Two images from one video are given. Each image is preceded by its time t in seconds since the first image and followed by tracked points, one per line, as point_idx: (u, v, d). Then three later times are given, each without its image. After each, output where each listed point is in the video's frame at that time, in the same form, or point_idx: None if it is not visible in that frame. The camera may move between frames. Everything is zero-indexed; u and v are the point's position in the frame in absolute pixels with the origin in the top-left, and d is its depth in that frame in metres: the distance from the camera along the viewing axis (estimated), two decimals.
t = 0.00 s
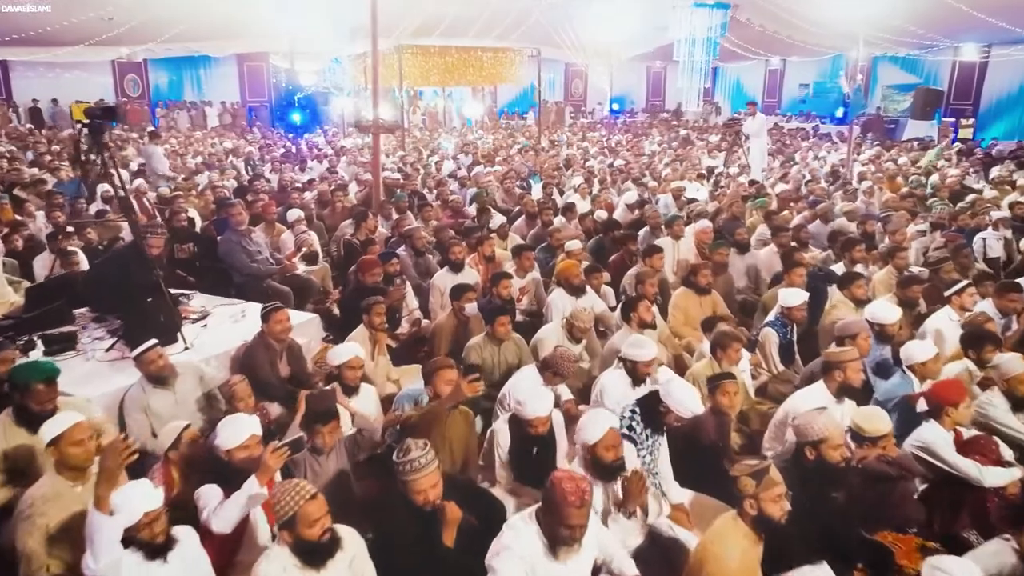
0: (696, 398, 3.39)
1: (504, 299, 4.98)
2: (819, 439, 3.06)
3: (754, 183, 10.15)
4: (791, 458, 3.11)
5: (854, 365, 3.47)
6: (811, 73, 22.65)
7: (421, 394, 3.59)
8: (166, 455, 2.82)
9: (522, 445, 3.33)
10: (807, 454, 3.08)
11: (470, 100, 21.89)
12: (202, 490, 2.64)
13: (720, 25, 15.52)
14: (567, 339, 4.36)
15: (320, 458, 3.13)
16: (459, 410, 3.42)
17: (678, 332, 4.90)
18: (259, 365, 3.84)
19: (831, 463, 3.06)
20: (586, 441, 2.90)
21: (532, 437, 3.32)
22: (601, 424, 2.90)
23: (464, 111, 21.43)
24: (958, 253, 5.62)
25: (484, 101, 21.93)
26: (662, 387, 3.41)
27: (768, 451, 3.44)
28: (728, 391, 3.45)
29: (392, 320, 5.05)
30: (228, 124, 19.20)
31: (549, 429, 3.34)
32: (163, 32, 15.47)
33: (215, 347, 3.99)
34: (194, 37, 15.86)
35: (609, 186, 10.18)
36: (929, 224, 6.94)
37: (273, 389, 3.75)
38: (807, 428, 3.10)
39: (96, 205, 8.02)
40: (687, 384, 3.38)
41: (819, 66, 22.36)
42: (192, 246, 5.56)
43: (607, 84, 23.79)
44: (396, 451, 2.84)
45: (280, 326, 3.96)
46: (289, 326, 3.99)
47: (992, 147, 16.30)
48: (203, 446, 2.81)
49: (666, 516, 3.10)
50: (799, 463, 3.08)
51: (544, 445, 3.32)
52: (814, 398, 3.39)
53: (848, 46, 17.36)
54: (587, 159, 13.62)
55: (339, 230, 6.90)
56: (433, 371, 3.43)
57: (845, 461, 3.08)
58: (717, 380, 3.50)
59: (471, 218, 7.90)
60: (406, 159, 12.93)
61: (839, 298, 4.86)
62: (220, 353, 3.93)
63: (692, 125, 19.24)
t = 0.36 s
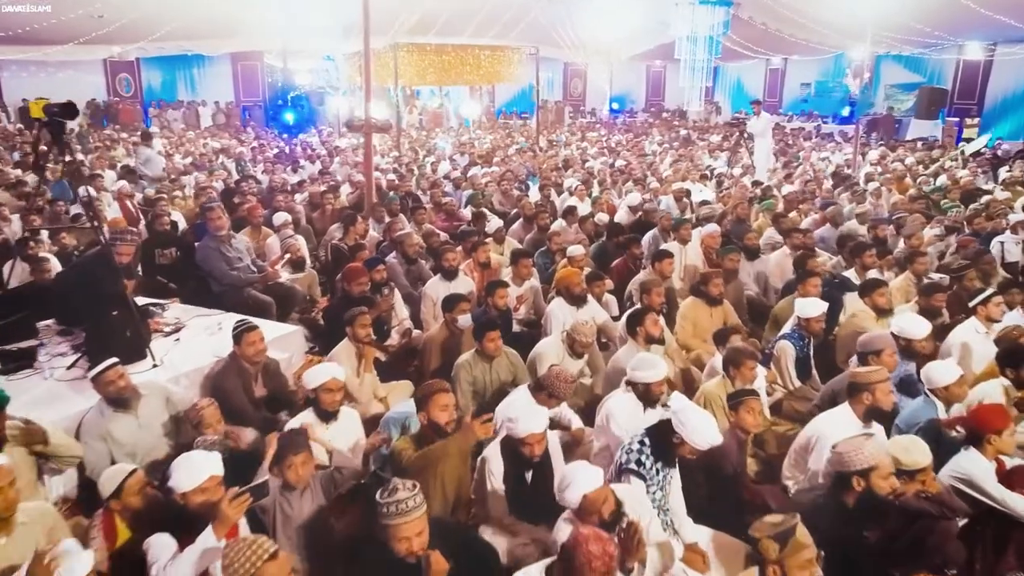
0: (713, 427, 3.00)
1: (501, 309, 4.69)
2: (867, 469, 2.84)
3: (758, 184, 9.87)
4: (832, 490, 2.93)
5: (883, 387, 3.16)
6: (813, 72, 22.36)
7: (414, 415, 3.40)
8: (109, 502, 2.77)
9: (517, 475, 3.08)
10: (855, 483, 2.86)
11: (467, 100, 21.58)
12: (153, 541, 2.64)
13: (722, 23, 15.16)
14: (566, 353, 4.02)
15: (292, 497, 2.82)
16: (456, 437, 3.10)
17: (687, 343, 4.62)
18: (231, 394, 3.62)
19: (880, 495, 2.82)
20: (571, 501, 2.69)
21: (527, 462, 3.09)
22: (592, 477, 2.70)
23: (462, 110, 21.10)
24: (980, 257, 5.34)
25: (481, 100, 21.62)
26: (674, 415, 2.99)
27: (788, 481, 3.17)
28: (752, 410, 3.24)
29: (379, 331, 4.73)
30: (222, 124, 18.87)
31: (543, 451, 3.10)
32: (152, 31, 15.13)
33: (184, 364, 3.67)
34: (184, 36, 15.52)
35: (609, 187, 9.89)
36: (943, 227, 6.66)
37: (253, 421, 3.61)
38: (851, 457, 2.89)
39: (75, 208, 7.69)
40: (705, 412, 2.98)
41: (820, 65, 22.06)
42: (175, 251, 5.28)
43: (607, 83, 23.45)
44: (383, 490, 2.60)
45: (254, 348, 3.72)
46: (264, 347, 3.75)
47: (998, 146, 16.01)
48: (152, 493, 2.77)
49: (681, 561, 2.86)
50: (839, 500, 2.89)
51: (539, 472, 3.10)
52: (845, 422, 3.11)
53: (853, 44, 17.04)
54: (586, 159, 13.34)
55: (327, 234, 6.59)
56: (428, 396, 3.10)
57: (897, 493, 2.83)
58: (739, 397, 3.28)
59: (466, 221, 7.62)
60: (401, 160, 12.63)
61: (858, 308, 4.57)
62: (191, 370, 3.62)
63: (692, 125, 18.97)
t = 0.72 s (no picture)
0: (711, 473, 2.61)
1: (483, 321, 4.38)
2: (907, 503, 2.44)
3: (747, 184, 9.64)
4: (864, 529, 2.55)
5: (894, 414, 2.86)
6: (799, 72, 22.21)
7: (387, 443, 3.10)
8: (37, 548, 2.46)
9: (495, 506, 2.77)
10: (893, 521, 2.46)
11: (451, 99, 21.23)
12: None
13: (709, 20, 14.93)
14: (553, 371, 3.74)
15: (243, 552, 2.54)
16: (429, 480, 2.73)
17: (682, 356, 4.43)
18: (187, 422, 3.25)
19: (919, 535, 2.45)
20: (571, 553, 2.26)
21: (505, 487, 2.77)
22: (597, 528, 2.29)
23: (445, 111, 20.73)
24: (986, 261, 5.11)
25: (465, 99, 21.28)
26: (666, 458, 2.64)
27: (795, 514, 2.98)
28: (757, 440, 2.88)
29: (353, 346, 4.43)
30: (200, 125, 18.42)
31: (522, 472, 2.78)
32: (124, 29, 14.66)
33: (133, 387, 3.35)
34: (158, 34, 15.06)
35: (596, 189, 9.63)
36: (941, 229, 6.44)
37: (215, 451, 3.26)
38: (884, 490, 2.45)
39: (35, 213, 7.31)
40: (698, 454, 2.60)
41: (805, 65, 21.90)
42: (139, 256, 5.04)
43: (592, 82, 23.19)
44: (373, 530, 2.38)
45: (213, 372, 3.33)
46: (223, 371, 3.36)
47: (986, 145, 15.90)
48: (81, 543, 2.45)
49: None
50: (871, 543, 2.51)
51: (519, 499, 2.80)
52: (850, 448, 2.86)
53: (840, 42, 16.88)
54: (572, 159, 13.09)
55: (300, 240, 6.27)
56: (402, 429, 2.69)
57: (933, 532, 2.46)
58: (743, 425, 2.92)
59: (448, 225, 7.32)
60: (382, 161, 12.30)
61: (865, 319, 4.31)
62: (142, 394, 3.31)
63: (679, 124, 18.76)
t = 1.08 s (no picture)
0: (707, 529, 2.26)
1: (461, 333, 4.09)
2: (939, 561, 2.09)
3: (732, 184, 9.42)
4: None
5: (903, 450, 2.53)
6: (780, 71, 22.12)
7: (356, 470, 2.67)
8: None
9: (466, 544, 2.44)
10: None
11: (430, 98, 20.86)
12: None
13: (691, 18, 14.69)
14: (538, 388, 3.42)
15: None
16: (392, 530, 2.36)
17: (674, 369, 4.17)
18: (129, 448, 2.93)
19: None
20: None
21: (476, 524, 2.45)
22: (609, 573, 1.97)
23: (424, 110, 20.34)
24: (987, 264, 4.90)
25: (445, 98, 20.92)
26: (655, 510, 2.32)
27: (803, 551, 2.70)
28: (757, 492, 2.53)
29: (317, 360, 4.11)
30: (172, 125, 17.87)
31: (495, 508, 2.47)
32: (89, 28, 14.14)
33: (73, 414, 2.94)
34: (124, 32, 14.55)
35: (578, 189, 9.36)
36: (935, 229, 6.23)
37: (159, 482, 2.96)
38: (912, 550, 2.13)
39: None
40: (694, 512, 2.27)
41: (786, 63, 21.77)
42: (93, 264, 4.83)
43: (573, 81, 22.91)
44: None
45: (164, 392, 2.98)
46: (177, 390, 3.01)
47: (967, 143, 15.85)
48: None
49: None
50: None
51: (494, 536, 2.47)
52: (854, 488, 2.56)
53: (823, 40, 16.76)
54: (554, 159, 12.81)
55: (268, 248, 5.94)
56: (352, 480, 2.30)
57: None
58: (742, 473, 2.59)
59: (425, 228, 7.01)
60: (358, 161, 11.94)
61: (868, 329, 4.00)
62: (77, 423, 2.91)
63: (661, 123, 18.54)
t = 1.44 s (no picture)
0: None
1: (436, 348, 3.78)
2: None
3: (717, 184, 9.24)
4: None
5: (925, 491, 2.30)
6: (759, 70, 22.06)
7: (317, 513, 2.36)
8: None
9: None
10: None
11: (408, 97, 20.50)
12: None
13: (673, 16, 14.48)
14: (520, 410, 3.12)
15: None
16: None
17: (664, 382, 3.87)
18: (59, 485, 2.61)
19: None
20: None
21: None
22: None
23: (402, 110, 20.00)
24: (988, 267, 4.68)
25: (423, 97, 20.55)
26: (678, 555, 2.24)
27: None
28: (767, 541, 2.38)
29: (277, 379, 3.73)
30: (141, 125, 17.34)
31: (468, 567, 2.23)
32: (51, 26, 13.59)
33: None
34: (88, 31, 14.03)
35: (561, 189, 9.11)
36: (928, 230, 6.07)
37: (94, 524, 2.65)
38: None
39: None
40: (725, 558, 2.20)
41: (766, 62, 21.66)
42: (40, 273, 4.48)
43: (553, 80, 22.64)
44: None
45: (101, 423, 2.65)
46: (115, 421, 2.69)
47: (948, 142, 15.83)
48: None
49: None
50: None
51: None
52: (870, 535, 2.32)
53: (804, 39, 16.66)
54: (535, 159, 12.55)
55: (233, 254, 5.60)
56: (284, 558, 2.10)
57: None
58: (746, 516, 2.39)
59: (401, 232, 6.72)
60: (334, 162, 11.59)
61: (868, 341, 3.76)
62: None
63: (642, 122, 18.32)
